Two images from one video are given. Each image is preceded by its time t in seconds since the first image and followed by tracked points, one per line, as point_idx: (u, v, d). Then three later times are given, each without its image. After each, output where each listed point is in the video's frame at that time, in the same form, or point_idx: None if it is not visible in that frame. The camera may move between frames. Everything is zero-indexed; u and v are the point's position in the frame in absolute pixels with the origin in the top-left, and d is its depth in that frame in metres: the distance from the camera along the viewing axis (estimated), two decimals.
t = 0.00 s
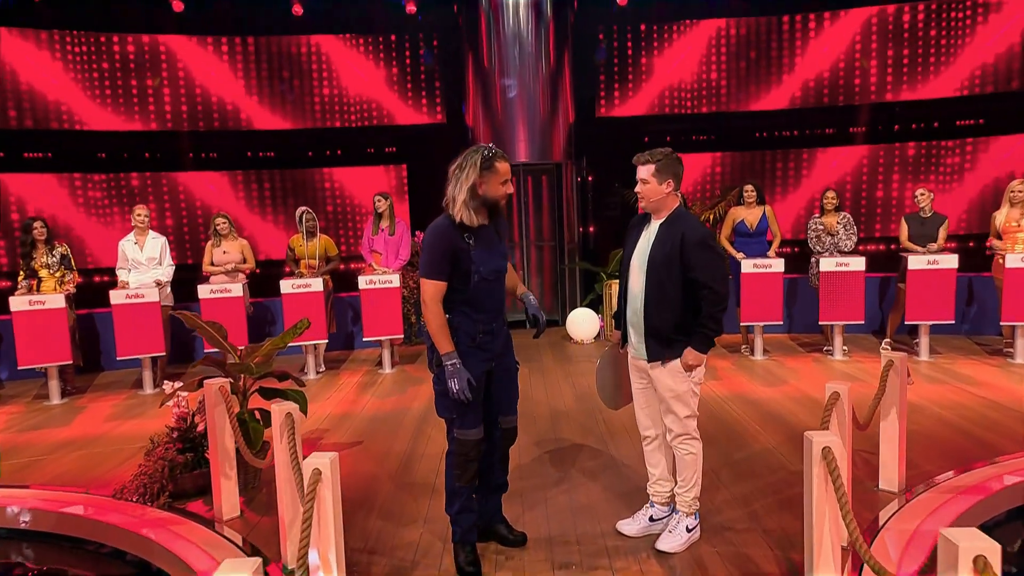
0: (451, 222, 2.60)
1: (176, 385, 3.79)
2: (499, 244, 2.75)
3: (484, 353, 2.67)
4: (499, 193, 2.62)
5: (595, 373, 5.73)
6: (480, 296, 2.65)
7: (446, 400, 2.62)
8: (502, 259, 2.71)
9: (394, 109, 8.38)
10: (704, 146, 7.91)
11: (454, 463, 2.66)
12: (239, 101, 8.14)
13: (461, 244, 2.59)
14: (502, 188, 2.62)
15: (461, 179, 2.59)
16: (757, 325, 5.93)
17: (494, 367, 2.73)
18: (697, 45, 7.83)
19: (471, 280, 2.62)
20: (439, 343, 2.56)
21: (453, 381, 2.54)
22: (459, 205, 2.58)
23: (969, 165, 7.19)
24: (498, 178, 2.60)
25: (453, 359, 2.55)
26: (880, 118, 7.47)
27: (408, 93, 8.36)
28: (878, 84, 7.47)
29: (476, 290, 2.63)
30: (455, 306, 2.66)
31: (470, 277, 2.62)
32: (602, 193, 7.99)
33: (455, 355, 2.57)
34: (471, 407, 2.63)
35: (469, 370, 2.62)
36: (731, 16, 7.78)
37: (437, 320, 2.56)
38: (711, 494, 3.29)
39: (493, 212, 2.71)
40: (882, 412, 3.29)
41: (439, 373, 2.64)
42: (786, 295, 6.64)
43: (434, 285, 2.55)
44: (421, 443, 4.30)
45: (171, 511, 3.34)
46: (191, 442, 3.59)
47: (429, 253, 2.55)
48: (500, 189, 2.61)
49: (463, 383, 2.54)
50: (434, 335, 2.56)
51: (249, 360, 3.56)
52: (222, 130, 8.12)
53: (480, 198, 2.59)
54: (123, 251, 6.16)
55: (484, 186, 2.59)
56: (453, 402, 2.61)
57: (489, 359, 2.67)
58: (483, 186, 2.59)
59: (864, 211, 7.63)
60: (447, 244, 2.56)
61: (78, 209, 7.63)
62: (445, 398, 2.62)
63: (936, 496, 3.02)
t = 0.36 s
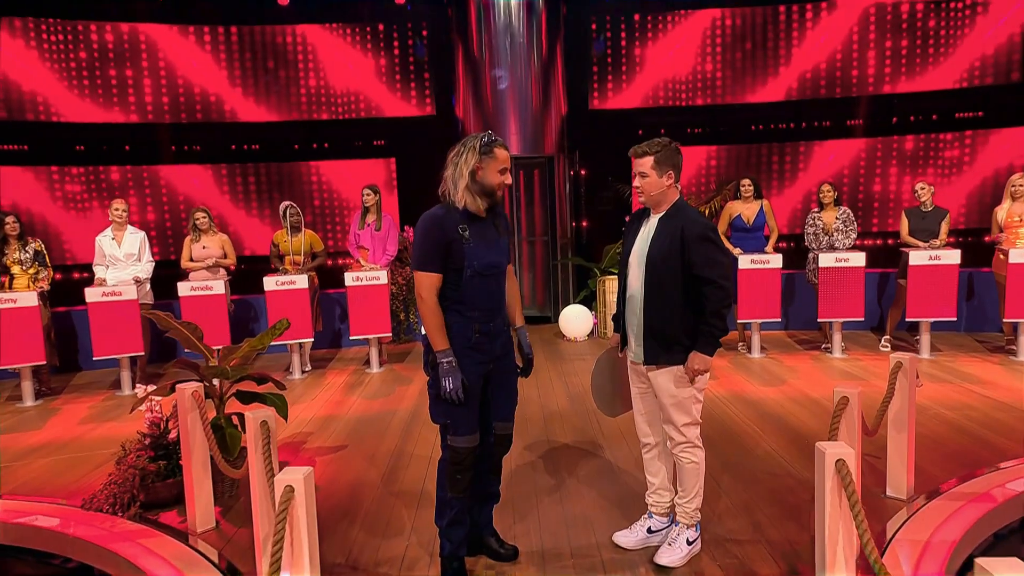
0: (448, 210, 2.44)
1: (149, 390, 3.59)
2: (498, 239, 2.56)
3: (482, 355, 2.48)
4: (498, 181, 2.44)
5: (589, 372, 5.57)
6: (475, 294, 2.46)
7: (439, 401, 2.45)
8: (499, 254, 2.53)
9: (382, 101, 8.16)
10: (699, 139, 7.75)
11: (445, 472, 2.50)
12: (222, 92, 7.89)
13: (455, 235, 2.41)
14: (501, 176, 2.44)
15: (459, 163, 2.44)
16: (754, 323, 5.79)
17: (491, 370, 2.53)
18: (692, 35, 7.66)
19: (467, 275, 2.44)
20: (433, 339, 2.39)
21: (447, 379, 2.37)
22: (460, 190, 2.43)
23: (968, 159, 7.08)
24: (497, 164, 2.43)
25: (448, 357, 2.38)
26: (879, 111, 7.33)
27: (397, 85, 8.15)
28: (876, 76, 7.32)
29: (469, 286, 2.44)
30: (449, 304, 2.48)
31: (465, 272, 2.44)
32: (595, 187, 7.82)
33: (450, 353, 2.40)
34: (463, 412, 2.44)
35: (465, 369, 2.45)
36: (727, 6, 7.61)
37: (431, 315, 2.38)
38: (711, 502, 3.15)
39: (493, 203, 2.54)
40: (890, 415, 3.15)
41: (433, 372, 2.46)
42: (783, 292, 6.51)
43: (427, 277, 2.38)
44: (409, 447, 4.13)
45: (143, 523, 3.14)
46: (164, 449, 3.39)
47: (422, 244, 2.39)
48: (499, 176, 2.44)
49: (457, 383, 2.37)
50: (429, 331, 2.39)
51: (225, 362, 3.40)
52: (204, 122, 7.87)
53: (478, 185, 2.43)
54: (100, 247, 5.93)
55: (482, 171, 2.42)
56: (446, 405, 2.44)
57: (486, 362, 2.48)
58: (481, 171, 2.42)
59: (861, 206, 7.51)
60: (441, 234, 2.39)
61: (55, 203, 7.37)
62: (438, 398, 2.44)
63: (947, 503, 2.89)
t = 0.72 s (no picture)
0: (446, 203, 2.28)
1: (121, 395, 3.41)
2: (497, 238, 2.37)
3: (473, 357, 2.30)
4: (502, 178, 2.26)
5: (585, 371, 5.43)
6: (466, 294, 2.28)
7: (430, 401, 2.27)
8: (496, 253, 2.34)
9: (372, 91, 7.96)
10: (697, 131, 7.59)
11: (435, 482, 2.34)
12: (206, 82, 7.66)
13: (449, 228, 2.24)
14: (505, 173, 2.26)
15: (462, 155, 2.27)
16: (753, 321, 5.66)
17: (483, 376, 2.35)
18: (689, 25, 7.50)
19: (460, 272, 2.27)
20: (422, 334, 2.23)
21: (437, 376, 2.19)
22: (460, 183, 2.26)
23: (969, 152, 6.96)
24: (503, 160, 2.25)
25: (437, 352, 2.21)
26: (878, 104, 7.19)
27: (387, 75, 7.94)
28: (876, 67, 7.19)
29: (461, 285, 2.27)
30: (439, 302, 2.31)
31: (458, 269, 2.27)
32: (590, 181, 7.66)
33: (440, 348, 2.23)
34: (452, 416, 2.28)
35: (458, 367, 2.28)
36: None
37: (421, 310, 2.23)
38: (714, 510, 3.00)
39: (495, 201, 2.37)
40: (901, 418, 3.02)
41: (423, 373, 2.30)
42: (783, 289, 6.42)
43: (418, 271, 2.23)
44: (398, 451, 3.97)
45: (116, 536, 2.94)
46: (139, 457, 3.21)
47: (416, 234, 2.23)
48: (503, 173, 2.26)
49: (448, 379, 2.20)
50: (418, 326, 2.24)
51: (203, 366, 3.20)
52: (188, 113, 7.63)
53: (481, 179, 2.26)
54: (77, 242, 5.72)
55: (486, 165, 2.25)
56: (438, 405, 2.26)
57: (478, 365, 2.31)
58: (485, 164, 2.25)
59: (860, 200, 7.38)
60: (435, 226, 2.23)
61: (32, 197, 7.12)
62: (433, 396, 2.28)
63: (961, 512, 2.77)
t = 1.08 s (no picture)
0: (439, 202, 2.13)
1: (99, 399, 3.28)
2: (492, 239, 2.22)
3: (460, 362, 2.16)
4: (500, 175, 2.14)
5: (584, 372, 5.31)
6: (457, 296, 2.15)
7: (410, 409, 2.15)
8: (491, 254, 2.20)
9: (366, 85, 7.79)
10: (697, 126, 7.45)
11: (424, 492, 2.21)
12: (196, 75, 7.49)
13: (442, 228, 2.11)
14: (503, 170, 2.14)
15: (458, 151, 2.13)
16: (756, 320, 5.54)
17: (472, 382, 2.22)
18: (690, 18, 7.37)
19: (451, 273, 2.14)
20: (405, 337, 2.13)
21: (410, 384, 2.10)
22: (458, 181, 2.11)
23: (974, 149, 6.84)
24: (501, 156, 2.12)
25: (416, 358, 2.12)
26: (882, 99, 7.06)
27: (382, 68, 7.78)
28: (880, 62, 7.06)
29: (451, 287, 2.14)
30: (428, 304, 2.18)
31: (449, 271, 2.14)
32: (589, 177, 7.52)
33: (419, 353, 2.14)
34: (439, 423, 2.15)
35: (436, 373, 2.16)
36: None
37: (405, 311, 2.12)
38: (717, 520, 2.88)
39: (493, 200, 2.23)
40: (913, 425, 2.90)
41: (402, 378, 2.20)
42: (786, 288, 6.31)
43: (406, 272, 2.10)
44: (390, 454, 3.85)
45: (91, 547, 2.80)
46: (117, 465, 3.07)
47: (405, 234, 2.09)
48: (502, 169, 2.13)
49: (423, 388, 2.10)
50: (401, 329, 2.13)
51: (184, 370, 3.01)
52: (178, 106, 7.46)
53: (478, 177, 2.13)
54: (62, 238, 5.57)
55: (484, 162, 2.12)
56: (416, 412, 2.15)
57: (466, 371, 2.18)
58: (483, 161, 2.12)
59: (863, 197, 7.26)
60: (427, 227, 2.09)
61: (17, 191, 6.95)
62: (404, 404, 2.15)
63: (976, 523, 2.65)
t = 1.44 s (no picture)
0: (424, 199, 2.03)
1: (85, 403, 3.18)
2: (483, 237, 2.11)
3: (451, 367, 2.06)
4: (489, 170, 2.03)
5: (586, 372, 5.21)
6: (444, 297, 2.04)
7: (399, 414, 2.06)
8: (482, 253, 2.09)
9: (366, 80, 7.68)
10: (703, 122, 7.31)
11: (414, 503, 2.10)
12: (193, 69, 7.37)
13: (428, 226, 2.00)
14: (492, 164, 2.03)
15: (443, 146, 2.04)
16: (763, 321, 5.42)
17: (462, 387, 2.11)
18: (695, 13, 7.24)
19: (438, 273, 2.03)
20: (394, 338, 2.01)
21: (408, 387, 1.98)
22: (442, 177, 2.02)
23: (985, 146, 6.71)
24: (488, 149, 2.02)
25: (409, 359, 2.00)
26: (892, 94, 6.92)
27: (382, 63, 7.66)
28: (889, 57, 6.91)
29: (438, 287, 2.03)
30: (416, 305, 2.07)
31: (435, 271, 2.03)
32: (591, 174, 7.40)
33: (412, 355, 2.02)
34: (431, 429, 2.05)
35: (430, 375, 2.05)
36: None
37: (393, 314, 2.00)
38: (723, 529, 2.77)
39: (482, 197, 2.12)
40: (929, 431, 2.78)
41: (395, 383, 2.08)
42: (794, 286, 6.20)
43: (391, 273, 1.99)
44: (385, 458, 3.76)
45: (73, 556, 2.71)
46: (102, 471, 2.98)
47: (389, 233, 1.99)
48: (490, 164, 2.02)
49: (421, 389, 1.98)
50: (389, 330, 2.01)
51: (175, 371, 2.94)
52: (174, 101, 7.35)
53: (463, 174, 2.03)
54: (54, 235, 5.47)
55: (470, 157, 2.01)
56: (410, 417, 2.04)
57: (457, 375, 2.07)
58: (469, 156, 2.01)
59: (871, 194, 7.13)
60: (411, 225, 1.99)
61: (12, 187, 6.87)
62: (401, 407, 2.06)
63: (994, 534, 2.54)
